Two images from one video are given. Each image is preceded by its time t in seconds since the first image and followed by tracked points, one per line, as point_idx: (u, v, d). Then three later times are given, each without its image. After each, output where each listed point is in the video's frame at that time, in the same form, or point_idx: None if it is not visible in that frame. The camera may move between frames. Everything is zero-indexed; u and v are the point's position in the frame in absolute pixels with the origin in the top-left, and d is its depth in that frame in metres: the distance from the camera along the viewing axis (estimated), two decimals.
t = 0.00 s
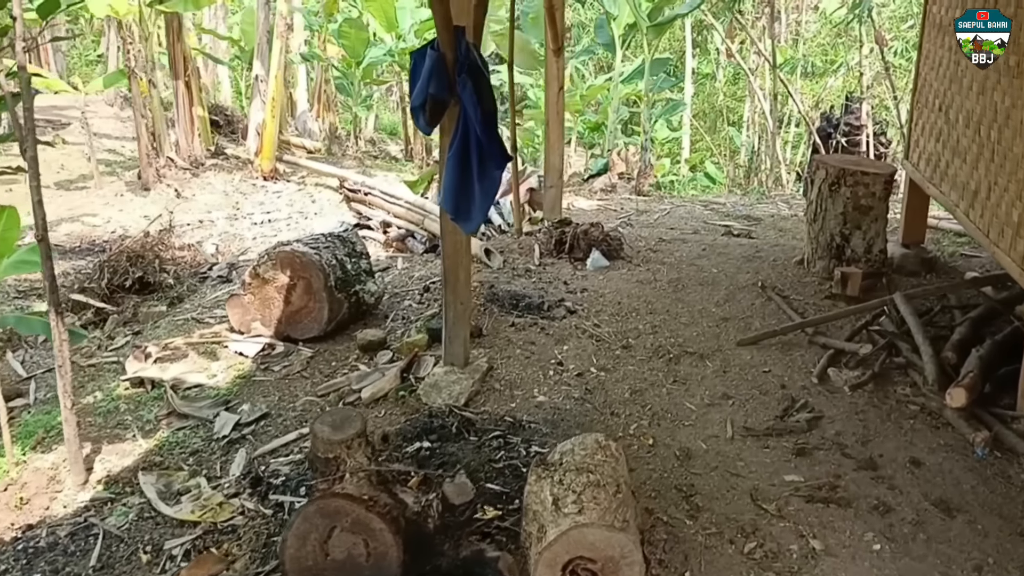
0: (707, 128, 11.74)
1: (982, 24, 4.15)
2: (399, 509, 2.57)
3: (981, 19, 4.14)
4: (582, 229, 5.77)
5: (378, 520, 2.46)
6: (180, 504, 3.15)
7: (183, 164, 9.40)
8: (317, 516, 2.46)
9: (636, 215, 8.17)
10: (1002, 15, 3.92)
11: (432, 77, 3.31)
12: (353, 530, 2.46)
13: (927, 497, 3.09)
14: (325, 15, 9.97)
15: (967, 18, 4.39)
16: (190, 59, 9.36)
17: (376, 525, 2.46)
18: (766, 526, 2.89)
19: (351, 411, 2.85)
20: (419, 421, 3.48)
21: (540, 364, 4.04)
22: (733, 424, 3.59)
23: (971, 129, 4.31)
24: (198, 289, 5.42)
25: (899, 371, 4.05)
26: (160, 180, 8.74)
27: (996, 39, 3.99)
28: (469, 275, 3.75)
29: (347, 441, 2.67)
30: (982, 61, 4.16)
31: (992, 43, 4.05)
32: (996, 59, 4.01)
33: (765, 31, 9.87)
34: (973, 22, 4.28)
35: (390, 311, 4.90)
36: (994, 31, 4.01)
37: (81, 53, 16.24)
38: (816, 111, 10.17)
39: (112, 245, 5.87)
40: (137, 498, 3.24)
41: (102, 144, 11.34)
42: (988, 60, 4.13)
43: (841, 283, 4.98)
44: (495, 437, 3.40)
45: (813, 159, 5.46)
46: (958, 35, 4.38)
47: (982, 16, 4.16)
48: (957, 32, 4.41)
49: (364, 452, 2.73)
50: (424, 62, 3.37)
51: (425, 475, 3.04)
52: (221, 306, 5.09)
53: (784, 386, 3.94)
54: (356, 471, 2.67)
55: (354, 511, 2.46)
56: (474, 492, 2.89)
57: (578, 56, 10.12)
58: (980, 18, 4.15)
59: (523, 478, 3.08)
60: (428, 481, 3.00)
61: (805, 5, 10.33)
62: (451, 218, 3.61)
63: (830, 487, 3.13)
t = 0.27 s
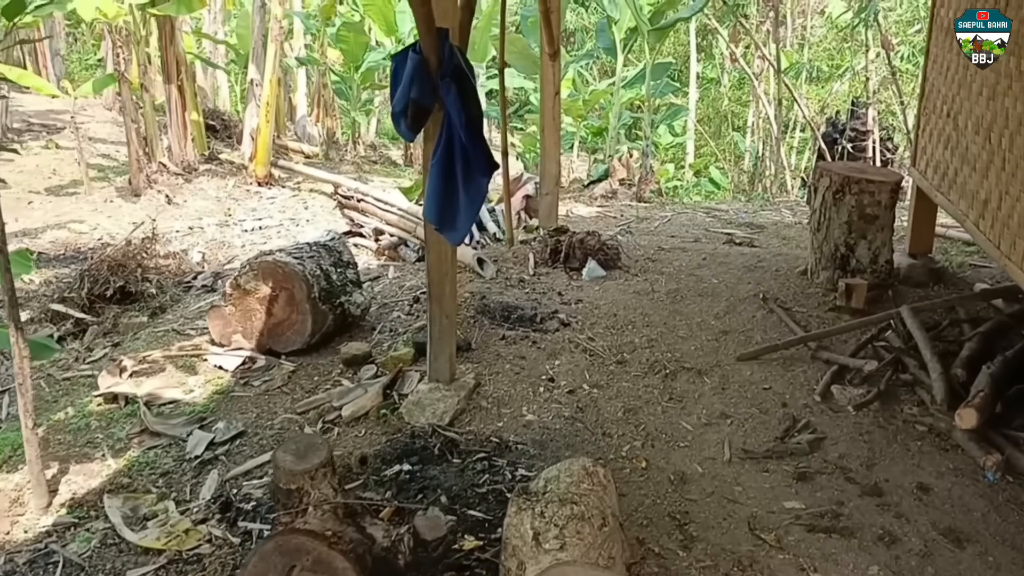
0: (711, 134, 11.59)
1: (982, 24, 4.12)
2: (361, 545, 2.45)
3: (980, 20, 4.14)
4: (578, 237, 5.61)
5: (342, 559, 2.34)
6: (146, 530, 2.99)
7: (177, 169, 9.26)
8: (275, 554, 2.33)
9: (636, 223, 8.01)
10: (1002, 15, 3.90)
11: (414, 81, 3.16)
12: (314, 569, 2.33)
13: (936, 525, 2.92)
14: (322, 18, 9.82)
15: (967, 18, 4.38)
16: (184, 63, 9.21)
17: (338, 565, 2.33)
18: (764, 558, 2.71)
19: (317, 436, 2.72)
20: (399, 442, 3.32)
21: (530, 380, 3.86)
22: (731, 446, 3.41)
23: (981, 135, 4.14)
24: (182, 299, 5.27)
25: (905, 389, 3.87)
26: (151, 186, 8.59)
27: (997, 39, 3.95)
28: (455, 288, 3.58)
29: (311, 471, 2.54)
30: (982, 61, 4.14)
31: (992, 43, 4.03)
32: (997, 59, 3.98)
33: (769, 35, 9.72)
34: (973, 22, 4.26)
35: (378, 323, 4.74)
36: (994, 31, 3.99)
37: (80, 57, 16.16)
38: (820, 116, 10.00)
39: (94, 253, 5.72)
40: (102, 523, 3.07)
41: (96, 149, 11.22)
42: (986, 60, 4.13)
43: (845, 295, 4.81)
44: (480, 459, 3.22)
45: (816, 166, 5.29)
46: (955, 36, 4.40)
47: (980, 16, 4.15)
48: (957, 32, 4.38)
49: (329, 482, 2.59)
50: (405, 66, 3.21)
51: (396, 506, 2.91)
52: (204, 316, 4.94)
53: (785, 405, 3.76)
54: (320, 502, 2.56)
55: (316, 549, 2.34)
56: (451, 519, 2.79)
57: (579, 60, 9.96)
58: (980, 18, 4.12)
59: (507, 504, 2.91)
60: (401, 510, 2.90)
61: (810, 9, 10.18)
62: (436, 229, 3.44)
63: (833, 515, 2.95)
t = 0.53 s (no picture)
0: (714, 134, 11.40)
1: (982, 24, 4.08)
2: None
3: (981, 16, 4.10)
4: (572, 245, 5.41)
5: None
6: (101, 562, 2.84)
7: (167, 171, 9.09)
8: None
9: (635, 227, 7.81)
10: (1002, 15, 3.86)
11: (389, 84, 2.96)
12: None
13: (945, 561, 2.72)
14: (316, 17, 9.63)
15: (967, 18, 4.33)
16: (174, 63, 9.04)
17: None
18: None
19: (272, 476, 2.67)
20: (375, 468, 3.13)
21: (517, 399, 3.67)
22: (727, 471, 3.22)
23: (991, 141, 3.94)
24: (161, 308, 5.09)
25: (912, 408, 3.68)
26: (140, 189, 8.41)
27: (997, 40, 3.92)
28: (436, 302, 3.38)
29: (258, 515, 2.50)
30: (982, 62, 4.10)
31: (992, 43, 3.99)
32: (997, 59, 3.95)
33: (772, 35, 9.50)
34: (973, 21, 4.22)
35: (362, 335, 4.55)
36: (993, 32, 3.95)
37: (76, 55, 15.99)
38: (824, 117, 9.79)
39: (72, 260, 5.53)
40: (56, 555, 2.92)
41: (88, 150, 11.05)
42: (986, 60, 4.07)
43: (849, 306, 4.60)
44: (459, 486, 3.03)
45: (819, 171, 5.09)
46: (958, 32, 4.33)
47: (981, 15, 4.12)
48: (957, 32, 4.33)
49: (281, 525, 2.56)
50: (381, 68, 3.01)
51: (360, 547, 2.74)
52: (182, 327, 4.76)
53: (785, 425, 3.57)
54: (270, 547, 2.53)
55: None
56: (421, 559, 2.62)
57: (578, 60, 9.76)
58: (979, 18, 4.08)
59: (486, 537, 2.72)
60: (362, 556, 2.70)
61: (814, 8, 9.97)
62: (415, 241, 3.25)
63: (834, 550, 2.76)
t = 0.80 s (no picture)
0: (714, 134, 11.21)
1: (982, 24, 4.05)
2: None
3: (981, 16, 4.08)
4: (564, 253, 5.22)
5: None
6: None
7: (154, 173, 8.90)
8: None
9: (632, 232, 7.63)
10: (1002, 15, 3.83)
11: (362, 91, 2.78)
12: None
13: None
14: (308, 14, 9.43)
15: (967, 17, 4.30)
16: (160, 61, 8.88)
17: None
18: None
19: (219, 523, 2.62)
20: (348, 499, 2.96)
21: (502, 421, 3.48)
22: (722, 501, 3.05)
23: (1000, 149, 3.76)
24: (137, 319, 4.90)
25: (917, 432, 3.51)
26: (125, 191, 8.21)
27: (996, 40, 3.89)
28: (415, 320, 3.19)
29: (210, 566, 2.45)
30: (982, 61, 4.06)
31: (991, 43, 3.96)
32: (997, 59, 3.92)
33: (773, 34, 9.30)
34: (973, 21, 4.18)
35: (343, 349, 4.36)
36: (993, 31, 3.92)
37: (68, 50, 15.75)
38: (825, 118, 9.60)
39: (47, 268, 5.35)
40: None
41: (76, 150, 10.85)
42: (986, 61, 4.05)
43: (851, 320, 4.41)
44: (436, 518, 2.86)
45: (819, 178, 4.91)
46: (960, 34, 4.30)
47: (982, 15, 4.09)
48: (957, 31, 4.29)
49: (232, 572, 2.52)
50: (355, 73, 2.83)
51: None
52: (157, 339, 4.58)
53: (783, 450, 3.39)
54: None
55: None
56: None
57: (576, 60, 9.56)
58: (980, 18, 4.05)
59: None
60: None
61: (815, 7, 9.77)
62: (393, 255, 3.07)
63: None
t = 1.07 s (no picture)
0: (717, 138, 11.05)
1: (982, 25, 4.03)
2: None
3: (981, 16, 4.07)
4: (557, 264, 5.03)
5: None
6: None
7: (142, 178, 8.72)
8: None
9: (630, 240, 7.43)
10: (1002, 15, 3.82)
11: (334, 96, 2.59)
12: None
13: None
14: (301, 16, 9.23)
15: (966, 19, 4.28)
16: (147, 63, 8.71)
17: None
18: None
19: None
20: (317, 535, 2.77)
21: (487, 446, 3.29)
22: (718, 535, 2.85)
23: (1013, 160, 3.57)
24: (111, 332, 4.70)
25: (925, 459, 3.31)
26: (110, 197, 8.02)
27: (996, 39, 3.86)
28: (393, 339, 3.00)
29: None
30: (981, 62, 4.04)
31: (991, 43, 3.94)
32: (997, 59, 3.89)
33: (777, 38, 9.10)
34: (972, 23, 4.15)
35: (324, 365, 4.17)
36: (993, 32, 3.89)
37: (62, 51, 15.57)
38: (828, 124, 9.41)
39: (22, 278, 5.16)
40: None
41: (66, 153, 10.67)
42: (986, 61, 4.03)
43: (855, 336, 4.22)
44: (411, 556, 2.67)
45: (822, 188, 4.72)
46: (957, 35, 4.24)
47: (981, 15, 4.08)
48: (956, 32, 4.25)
49: None
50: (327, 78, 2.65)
51: None
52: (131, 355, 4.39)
53: (784, 478, 3.19)
54: None
55: None
56: None
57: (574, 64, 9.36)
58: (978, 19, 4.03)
59: None
60: None
61: (819, 11, 9.57)
62: (369, 272, 2.89)
63: None
